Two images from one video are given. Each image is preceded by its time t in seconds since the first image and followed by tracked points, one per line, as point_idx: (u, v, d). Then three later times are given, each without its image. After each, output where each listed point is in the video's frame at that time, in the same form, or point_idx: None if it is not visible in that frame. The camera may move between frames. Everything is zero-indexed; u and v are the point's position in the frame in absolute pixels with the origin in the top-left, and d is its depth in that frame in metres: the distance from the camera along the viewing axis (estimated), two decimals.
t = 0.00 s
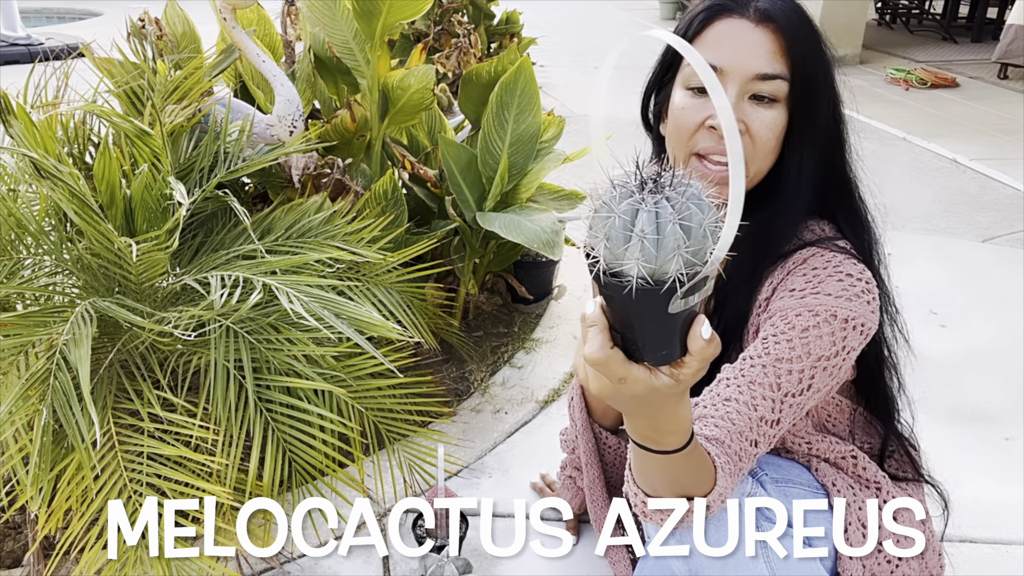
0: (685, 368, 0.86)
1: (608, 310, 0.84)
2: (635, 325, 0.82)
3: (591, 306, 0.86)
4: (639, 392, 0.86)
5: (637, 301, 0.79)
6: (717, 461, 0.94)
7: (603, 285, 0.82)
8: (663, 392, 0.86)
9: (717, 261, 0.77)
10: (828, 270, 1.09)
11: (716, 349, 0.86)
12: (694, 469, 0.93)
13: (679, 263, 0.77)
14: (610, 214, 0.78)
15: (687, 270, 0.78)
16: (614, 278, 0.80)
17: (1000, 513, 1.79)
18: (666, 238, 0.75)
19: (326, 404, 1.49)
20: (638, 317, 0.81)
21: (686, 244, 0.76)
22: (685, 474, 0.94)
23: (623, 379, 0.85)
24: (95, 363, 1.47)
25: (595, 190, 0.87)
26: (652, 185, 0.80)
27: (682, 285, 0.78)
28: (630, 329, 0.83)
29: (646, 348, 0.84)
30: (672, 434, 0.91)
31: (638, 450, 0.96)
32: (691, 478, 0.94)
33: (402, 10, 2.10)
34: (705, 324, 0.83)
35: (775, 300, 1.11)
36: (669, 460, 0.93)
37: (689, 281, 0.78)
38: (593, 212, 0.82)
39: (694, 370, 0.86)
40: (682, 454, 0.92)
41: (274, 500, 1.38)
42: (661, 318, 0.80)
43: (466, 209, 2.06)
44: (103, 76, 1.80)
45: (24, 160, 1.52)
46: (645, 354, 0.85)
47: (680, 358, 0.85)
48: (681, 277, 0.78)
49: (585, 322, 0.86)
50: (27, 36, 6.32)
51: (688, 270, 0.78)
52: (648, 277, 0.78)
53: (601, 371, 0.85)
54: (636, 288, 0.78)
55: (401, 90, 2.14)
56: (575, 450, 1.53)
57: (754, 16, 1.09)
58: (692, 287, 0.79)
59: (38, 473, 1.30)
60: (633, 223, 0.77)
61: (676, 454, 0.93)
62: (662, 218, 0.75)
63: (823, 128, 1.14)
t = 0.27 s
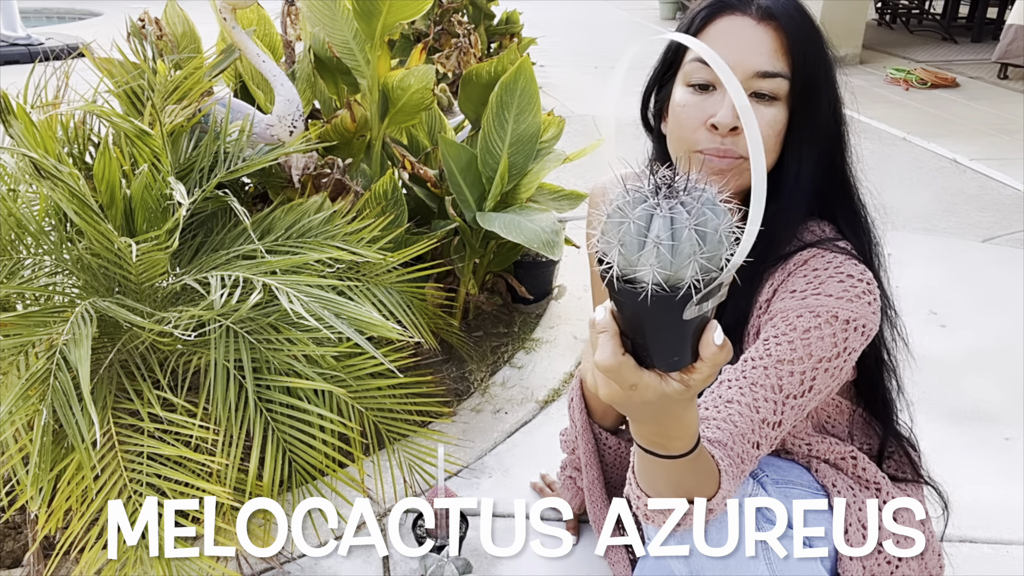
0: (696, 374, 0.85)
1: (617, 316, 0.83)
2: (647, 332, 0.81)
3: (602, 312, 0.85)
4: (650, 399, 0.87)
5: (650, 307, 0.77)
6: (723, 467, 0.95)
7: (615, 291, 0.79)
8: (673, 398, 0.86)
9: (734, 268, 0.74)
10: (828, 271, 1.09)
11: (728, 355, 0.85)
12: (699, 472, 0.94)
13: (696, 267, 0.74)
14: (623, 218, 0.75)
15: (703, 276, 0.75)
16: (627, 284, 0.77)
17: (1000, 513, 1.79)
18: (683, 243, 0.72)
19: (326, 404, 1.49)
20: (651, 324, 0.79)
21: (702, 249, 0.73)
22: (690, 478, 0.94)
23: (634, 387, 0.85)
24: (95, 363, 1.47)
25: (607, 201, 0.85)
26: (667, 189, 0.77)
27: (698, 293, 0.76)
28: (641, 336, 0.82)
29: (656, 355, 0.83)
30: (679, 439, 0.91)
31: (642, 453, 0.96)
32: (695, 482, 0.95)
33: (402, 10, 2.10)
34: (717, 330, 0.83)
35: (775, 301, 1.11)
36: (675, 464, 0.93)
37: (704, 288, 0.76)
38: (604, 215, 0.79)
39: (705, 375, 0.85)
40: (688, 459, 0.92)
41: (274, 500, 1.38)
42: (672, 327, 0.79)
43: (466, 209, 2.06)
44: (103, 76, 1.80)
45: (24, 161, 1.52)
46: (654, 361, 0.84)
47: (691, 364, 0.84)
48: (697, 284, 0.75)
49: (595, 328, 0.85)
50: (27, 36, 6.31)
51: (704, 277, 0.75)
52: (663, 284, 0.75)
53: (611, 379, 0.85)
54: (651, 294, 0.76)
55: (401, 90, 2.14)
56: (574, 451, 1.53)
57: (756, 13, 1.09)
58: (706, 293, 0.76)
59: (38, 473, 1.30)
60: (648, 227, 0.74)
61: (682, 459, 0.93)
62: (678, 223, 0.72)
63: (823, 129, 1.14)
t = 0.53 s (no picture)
0: (713, 378, 0.85)
1: (636, 322, 0.82)
2: (666, 338, 0.80)
3: (617, 318, 0.84)
4: (669, 405, 0.86)
5: (674, 314, 0.77)
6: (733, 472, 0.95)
7: (637, 296, 0.79)
8: (690, 402, 0.86)
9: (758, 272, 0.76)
10: (830, 270, 1.08)
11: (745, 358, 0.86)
12: (708, 474, 0.94)
13: (720, 272, 0.74)
14: (644, 224, 0.75)
15: (727, 279, 0.75)
16: (650, 290, 0.77)
17: (1000, 514, 1.79)
18: (707, 250, 0.72)
19: (326, 404, 1.49)
20: (670, 330, 0.79)
21: (725, 254, 0.73)
22: (700, 481, 0.94)
23: (653, 394, 0.85)
24: (95, 363, 1.47)
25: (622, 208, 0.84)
26: (687, 191, 0.76)
27: (722, 296, 0.76)
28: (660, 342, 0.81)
29: (675, 361, 0.83)
30: (690, 442, 0.92)
31: (652, 456, 0.96)
32: (705, 484, 0.95)
33: (402, 10, 2.10)
34: (736, 333, 0.83)
35: (777, 301, 1.11)
36: (685, 468, 0.93)
37: (728, 291, 0.76)
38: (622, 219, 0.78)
39: (722, 379, 0.85)
40: (698, 462, 0.93)
41: (274, 500, 1.38)
42: (695, 333, 0.79)
43: (466, 209, 2.06)
44: (103, 76, 1.80)
45: (24, 161, 1.52)
46: (673, 367, 0.83)
47: (708, 368, 0.85)
48: (721, 288, 0.75)
49: (612, 333, 0.84)
50: (27, 36, 6.32)
51: (727, 280, 0.75)
52: (688, 290, 0.75)
53: (630, 386, 0.84)
54: (675, 301, 0.75)
55: (401, 90, 2.14)
56: (574, 452, 1.53)
57: (757, 15, 1.09)
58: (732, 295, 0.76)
59: (38, 473, 1.30)
60: (670, 234, 0.73)
61: (692, 462, 0.93)
62: (702, 229, 0.72)
63: (824, 129, 1.15)
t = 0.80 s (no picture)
0: (722, 379, 0.85)
1: (643, 328, 0.82)
2: (677, 342, 0.80)
3: (625, 325, 0.84)
4: (680, 409, 0.87)
5: (689, 317, 0.76)
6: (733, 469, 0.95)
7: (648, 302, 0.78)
8: (700, 405, 0.87)
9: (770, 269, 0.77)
10: (832, 270, 1.08)
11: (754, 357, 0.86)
12: (712, 476, 0.94)
13: (734, 271, 0.73)
14: (653, 228, 0.74)
15: (740, 278, 0.75)
16: (662, 296, 0.77)
17: (1001, 514, 1.79)
18: (719, 250, 0.71)
19: (326, 404, 1.49)
20: (681, 334, 0.79)
21: (737, 254, 0.73)
22: (705, 482, 0.95)
23: (665, 399, 0.85)
24: (95, 363, 1.47)
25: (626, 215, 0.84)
26: (693, 192, 0.75)
27: (735, 297, 0.76)
28: (670, 346, 0.81)
29: (683, 365, 0.83)
30: (697, 443, 0.92)
31: (657, 460, 0.96)
32: (709, 485, 0.95)
33: (402, 10, 2.10)
34: (746, 333, 0.83)
35: (778, 302, 1.11)
36: (691, 470, 0.94)
37: (741, 290, 0.76)
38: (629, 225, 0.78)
39: (731, 379, 0.86)
40: (704, 464, 0.93)
41: (274, 500, 1.38)
42: (705, 337, 0.79)
43: (466, 209, 2.06)
44: (103, 76, 1.80)
45: (24, 161, 1.52)
46: (682, 371, 0.84)
47: (718, 369, 0.85)
48: (734, 288, 0.75)
49: (620, 341, 0.84)
50: (28, 36, 6.31)
51: (740, 279, 0.74)
52: (702, 292, 0.74)
53: (641, 393, 0.85)
54: (691, 304, 0.75)
55: (401, 90, 2.14)
56: (575, 451, 1.52)
57: (758, 13, 1.09)
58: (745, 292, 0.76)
59: (37, 473, 1.30)
60: (681, 236, 0.72)
61: (698, 464, 0.94)
62: (712, 230, 0.71)
63: (823, 129, 1.15)
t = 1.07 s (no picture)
0: (711, 389, 0.86)
1: (630, 345, 0.82)
2: (663, 357, 0.80)
3: (611, 344, 0.84)
4: (671, 423, 0.86)
5: (676, 333, 0.76)
6: (728, 479, 0.95)
7: (634, 322, 0.78)
8: (691, 418, 0.86)
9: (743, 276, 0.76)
10: (834, 277, 1.09)
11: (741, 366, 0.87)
12: (705, 482, 0.94)
13: (717, 286, 0.74)
14: (633, 247, 0.74)
15: (723, 292, 0.76)
16: (649, 314, 0.77)
17: (1001, 514, 1.79)
18: (701, 266, 0.72)
19: (326, 404, 1.49)
20: (667, 348, 0.79)
21: (719, 268, 0.73)
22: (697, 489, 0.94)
23: (656, 415, 0.85)
24: (95, 363, 1.47)
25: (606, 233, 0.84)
26: (671, 210, 0.76)
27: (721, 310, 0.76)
28: (657, 361, 0.81)
29: (671, 379, 0.83)
30: (687, 453, 0.91)
31: (648, 472, 0.95)
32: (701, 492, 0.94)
33: (402, 10, 2.10)
34: (732, 342, 0.84)
35: (779, 305, 1.12)
36: (684, 480, 0.93)
37: (725, 303, 0.76)
38: (609, 247, 0.78)
39: (718, 389, 0.86)
40: (696, 471, 0.92)
41: (274, 500, 1.38)
42: (691, 351, 0.79)
43: (466, 209, 2.06)
44: (103, 76, 1.80)
45: (24, 161, 1.52)
46: (671, 385, 0.84)
47: (705, 380, 0.85)
48: (719, 302, 0.75)
49: (608, 360, 0.84)
50: (28, 36, 6.31)
51: (724, 292, 0.75)
52: (688, 308, 0.75)
53: (632, 410, 0.84)
54: (677, 320, 0.75)
55: (401, 90, 2.14)
56: (575, 450, 1.52)
57: (765, 13, 1.09)
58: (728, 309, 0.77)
59: (38, 473, 1.31)
60: (663, 255, 0.73)
61: (690, 472, 0.92)
62: (694, 246, 0.72)
63: (828, 132, 1.14)
